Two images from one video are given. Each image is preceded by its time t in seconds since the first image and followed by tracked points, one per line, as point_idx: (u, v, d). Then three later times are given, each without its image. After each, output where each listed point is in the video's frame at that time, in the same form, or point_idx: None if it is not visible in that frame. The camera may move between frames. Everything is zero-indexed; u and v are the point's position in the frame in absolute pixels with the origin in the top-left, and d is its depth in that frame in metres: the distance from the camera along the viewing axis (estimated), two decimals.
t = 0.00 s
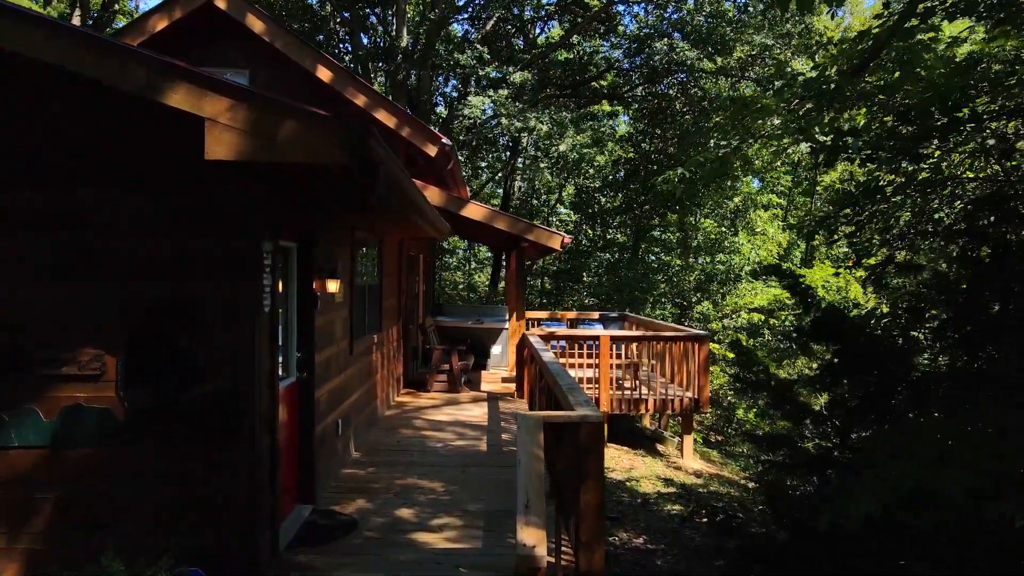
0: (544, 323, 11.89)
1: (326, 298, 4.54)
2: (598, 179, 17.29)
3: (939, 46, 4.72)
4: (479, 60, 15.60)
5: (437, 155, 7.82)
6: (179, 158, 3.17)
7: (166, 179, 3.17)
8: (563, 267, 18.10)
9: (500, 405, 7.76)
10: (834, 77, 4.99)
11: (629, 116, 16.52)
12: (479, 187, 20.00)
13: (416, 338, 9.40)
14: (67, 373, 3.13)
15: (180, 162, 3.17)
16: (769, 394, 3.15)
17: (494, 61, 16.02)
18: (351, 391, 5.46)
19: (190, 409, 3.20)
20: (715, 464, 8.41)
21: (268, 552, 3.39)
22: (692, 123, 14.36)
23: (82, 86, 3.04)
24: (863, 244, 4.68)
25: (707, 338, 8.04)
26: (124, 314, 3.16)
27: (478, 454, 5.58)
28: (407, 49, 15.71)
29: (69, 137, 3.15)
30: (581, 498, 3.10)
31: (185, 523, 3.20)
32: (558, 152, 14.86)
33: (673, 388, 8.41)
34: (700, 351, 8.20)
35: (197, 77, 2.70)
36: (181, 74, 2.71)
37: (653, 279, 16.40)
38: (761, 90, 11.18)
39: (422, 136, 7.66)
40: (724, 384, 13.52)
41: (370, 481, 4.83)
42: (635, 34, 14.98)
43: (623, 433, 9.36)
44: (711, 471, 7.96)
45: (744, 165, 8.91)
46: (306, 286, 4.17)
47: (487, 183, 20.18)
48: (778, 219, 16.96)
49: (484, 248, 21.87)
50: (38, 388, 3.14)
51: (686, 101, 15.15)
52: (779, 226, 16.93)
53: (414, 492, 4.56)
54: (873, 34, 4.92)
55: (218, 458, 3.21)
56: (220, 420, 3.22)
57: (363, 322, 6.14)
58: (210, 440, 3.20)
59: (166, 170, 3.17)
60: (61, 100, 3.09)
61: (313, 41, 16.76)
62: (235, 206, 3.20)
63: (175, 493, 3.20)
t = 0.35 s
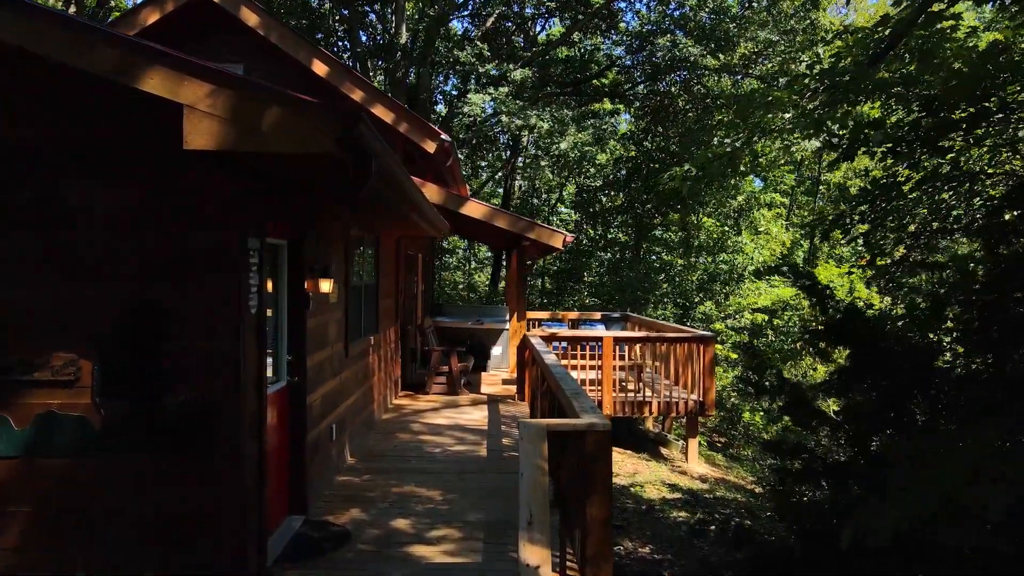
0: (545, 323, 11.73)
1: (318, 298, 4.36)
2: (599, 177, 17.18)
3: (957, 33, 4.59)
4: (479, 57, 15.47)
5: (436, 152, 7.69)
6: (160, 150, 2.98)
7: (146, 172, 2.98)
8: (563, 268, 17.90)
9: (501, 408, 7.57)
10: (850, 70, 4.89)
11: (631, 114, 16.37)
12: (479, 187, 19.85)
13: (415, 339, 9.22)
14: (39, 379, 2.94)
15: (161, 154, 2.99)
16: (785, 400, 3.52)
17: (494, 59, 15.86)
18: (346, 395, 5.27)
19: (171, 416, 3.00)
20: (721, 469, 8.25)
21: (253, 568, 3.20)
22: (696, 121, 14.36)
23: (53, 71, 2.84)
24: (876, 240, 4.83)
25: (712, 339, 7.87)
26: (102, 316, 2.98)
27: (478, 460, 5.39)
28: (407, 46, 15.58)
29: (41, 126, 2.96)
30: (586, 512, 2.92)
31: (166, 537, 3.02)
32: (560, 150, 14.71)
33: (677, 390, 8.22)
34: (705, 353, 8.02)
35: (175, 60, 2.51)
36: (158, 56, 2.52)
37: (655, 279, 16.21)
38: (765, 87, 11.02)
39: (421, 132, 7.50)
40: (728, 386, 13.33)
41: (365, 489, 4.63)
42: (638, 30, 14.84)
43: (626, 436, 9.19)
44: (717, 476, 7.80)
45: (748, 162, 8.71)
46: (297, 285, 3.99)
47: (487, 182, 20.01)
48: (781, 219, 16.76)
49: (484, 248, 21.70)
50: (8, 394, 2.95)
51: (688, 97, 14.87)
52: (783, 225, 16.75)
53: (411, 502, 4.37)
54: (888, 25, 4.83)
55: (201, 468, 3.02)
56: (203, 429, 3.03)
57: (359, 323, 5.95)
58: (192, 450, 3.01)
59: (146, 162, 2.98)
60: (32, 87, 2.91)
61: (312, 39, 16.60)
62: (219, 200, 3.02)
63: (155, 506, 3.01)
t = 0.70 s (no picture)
0: (547, 323, 11.55)
1: (311, 298, 4.16)
2: (600, 177, 17.31)
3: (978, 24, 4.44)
4: (479, 53, 15.26)
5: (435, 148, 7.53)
6: (136, 141, 2.78)
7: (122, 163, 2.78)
8: (564, 268, 17.70)
9: (501, 410, 7.38)
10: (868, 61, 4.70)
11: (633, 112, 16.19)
12: (479, 186, 19.66)
13: (413, 340, 9.02)
14: (10, 384, 2.76)
15: (137, 146, 2.78)
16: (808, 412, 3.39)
17: (494, 56, 15.66)
18: (341, 399, 5.08)
19: (149, 426, 2.80)
20: (727, 473, 8.07)
21: None
22: (697, 118, 14.38)
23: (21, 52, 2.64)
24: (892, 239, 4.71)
25: (719, 340, 7.71)
26: (75, 317, 2.78)
27: (478, 466, 5.18)
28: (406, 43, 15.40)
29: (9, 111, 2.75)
30: (594, 527, 2.73)
31: (144, 552, 2.82)
32: (561, 148, 14.53)
33: (682, 392, 8.03)
34: (710, 354, 7.85)
35: (148, 40, 2.31)
36: (130, 36, 2.32)
37: (657, 278, 15.96)
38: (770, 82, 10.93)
39: (419, 128, 7.35)
40: (732, 387, 13.12)
41: (360, 497, 4.44)
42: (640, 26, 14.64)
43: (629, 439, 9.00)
44: (723, 481, 7.62)
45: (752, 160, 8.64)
46: (288, 285, 3.79)
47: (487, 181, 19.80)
48: (785, 217, 16.58)
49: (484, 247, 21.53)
50: None
51: (691, 94, 14.70)
52: (787, 224, 16.53)
53: (407, 511, 4.17)
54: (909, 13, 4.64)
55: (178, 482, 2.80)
56: (183, 438, 2.83)
57: (355, 323, 5.76)
58: (168, 462, 2.78)
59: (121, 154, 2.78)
60: None
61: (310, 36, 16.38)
62: (200, 195, 2.81)
63: (132, 520, 2.80)
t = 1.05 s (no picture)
0: (548, 324, 11.33)
1: (303, 298, 3.96)
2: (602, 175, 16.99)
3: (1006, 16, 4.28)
4: (479, 50, 15.06)
5: (433, 146, 7.36)
6: (107, 130, 2.56)
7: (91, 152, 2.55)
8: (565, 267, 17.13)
9: (502, 414, 7.17)
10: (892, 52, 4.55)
11: (634, 110, 16.00)
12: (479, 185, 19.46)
13: (412, 341, 8.81)
14: None
15: (107, 134, 2.56)
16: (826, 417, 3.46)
17: (495, 52, 15.47)
18: (336, 403, 4.87)
19: (121, 436, 2.59)
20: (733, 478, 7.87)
21: None
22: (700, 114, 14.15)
23: None
24: (911, 238, 4.59)
25: (725, 341, 7.42)
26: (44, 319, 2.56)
27: (477, 473, 4.98)
28: (404, 40, 15.19)
29: None
30: (603, 548, 2.53)
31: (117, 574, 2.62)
32: (563, 146, 14.32)
33: (687, 395, 7.84)
34: (717, 356, 7.57)
35: (117, 16, 2.11)
36: (96, 12, 2.12)
37: (660, 278, 15.71)
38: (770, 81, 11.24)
39: (417, 123, 7.18)
40: (736, 389, 12.92)
41: (354, 507, 4.23)
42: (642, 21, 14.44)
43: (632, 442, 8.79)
44: (730, 486, 7.43)
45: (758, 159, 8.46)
46: (276, 284, 3.59)
47: (487, 180, 19.64)
48: (789, 216, 16.33)
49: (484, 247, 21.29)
50: None
51: (694, 92, 14.53)
52: (791, 223, 16.25)
53: (404, 522, 3.97)
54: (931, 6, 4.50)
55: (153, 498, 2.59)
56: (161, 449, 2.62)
57: (351, 325, 5.56)
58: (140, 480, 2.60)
59: (89, 143, 2.55)
60: None
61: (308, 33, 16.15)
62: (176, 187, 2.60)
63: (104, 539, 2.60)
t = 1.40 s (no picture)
0: (549, 324, 11.14)
1: (293, 299, 3.75)
2: (603, 174, 16.82)
3: None
4: (479, 47, 14.89)
5: (432, 142, 7.18)
6: (73, 115, 2.35)
7: (57, 140, 2.34)
8: (568, 267, 17.03)
9: (503, 417, 6.97)
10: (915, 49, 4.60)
11: (636, 108, 15.83)
12: (479, 183, 19.27)
13: (410, 342, 8.61)
14: None
15: (75, 120, 2.35)
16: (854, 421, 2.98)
17: (495, 49, 15.29)
18: (329, 408, 4.67)
19: (105, 443, 2.37)
20: (740, 483, 7.70)
21: None
22: (706, 111, 14.02)
23: None
24: (930, 237, 4.53)
25: (732, 342, 7.17)
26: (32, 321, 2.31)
27: (477, 481, 4.78)
28: (403, 36, 15.01)
29: None
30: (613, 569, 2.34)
31: None
32: (565, 144, 14.15)
33: (692, 398, 7.64)
34: (724, 358, 7.33)
35: None
36: None
37: (662, 278, 15.52)
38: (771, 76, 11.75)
39: (415, 118, 6.99)
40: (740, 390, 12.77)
41: (348, 518, 4.04)
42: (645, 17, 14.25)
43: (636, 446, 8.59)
44: (737, 492, 7.24)
45: (766, 156, 8.24)
46: (264, 284, 3.38)
47: (487, 179, 19.46)
48: (793, 215, 16.08)
49: (484, 245, 21.03)
50: None
51: (698, 88, 14.33)
52: (795, 223, 16.00)
53: (400, 535, 3.77)
54: None
55: (124, 517, 2.38)
56: (149, 461, 2.41)
57: (346, 325, 5.36)
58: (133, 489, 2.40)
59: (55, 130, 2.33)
60: None
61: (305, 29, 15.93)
62: (152, 176, 2.38)
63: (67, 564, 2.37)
